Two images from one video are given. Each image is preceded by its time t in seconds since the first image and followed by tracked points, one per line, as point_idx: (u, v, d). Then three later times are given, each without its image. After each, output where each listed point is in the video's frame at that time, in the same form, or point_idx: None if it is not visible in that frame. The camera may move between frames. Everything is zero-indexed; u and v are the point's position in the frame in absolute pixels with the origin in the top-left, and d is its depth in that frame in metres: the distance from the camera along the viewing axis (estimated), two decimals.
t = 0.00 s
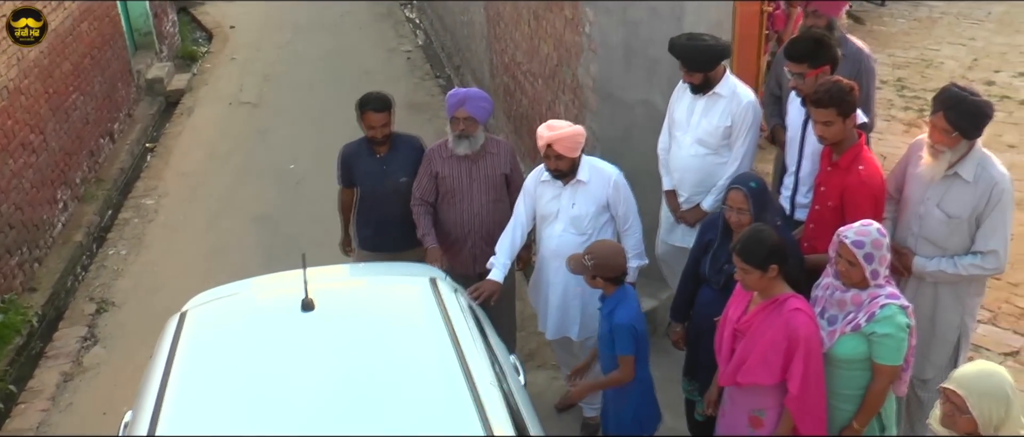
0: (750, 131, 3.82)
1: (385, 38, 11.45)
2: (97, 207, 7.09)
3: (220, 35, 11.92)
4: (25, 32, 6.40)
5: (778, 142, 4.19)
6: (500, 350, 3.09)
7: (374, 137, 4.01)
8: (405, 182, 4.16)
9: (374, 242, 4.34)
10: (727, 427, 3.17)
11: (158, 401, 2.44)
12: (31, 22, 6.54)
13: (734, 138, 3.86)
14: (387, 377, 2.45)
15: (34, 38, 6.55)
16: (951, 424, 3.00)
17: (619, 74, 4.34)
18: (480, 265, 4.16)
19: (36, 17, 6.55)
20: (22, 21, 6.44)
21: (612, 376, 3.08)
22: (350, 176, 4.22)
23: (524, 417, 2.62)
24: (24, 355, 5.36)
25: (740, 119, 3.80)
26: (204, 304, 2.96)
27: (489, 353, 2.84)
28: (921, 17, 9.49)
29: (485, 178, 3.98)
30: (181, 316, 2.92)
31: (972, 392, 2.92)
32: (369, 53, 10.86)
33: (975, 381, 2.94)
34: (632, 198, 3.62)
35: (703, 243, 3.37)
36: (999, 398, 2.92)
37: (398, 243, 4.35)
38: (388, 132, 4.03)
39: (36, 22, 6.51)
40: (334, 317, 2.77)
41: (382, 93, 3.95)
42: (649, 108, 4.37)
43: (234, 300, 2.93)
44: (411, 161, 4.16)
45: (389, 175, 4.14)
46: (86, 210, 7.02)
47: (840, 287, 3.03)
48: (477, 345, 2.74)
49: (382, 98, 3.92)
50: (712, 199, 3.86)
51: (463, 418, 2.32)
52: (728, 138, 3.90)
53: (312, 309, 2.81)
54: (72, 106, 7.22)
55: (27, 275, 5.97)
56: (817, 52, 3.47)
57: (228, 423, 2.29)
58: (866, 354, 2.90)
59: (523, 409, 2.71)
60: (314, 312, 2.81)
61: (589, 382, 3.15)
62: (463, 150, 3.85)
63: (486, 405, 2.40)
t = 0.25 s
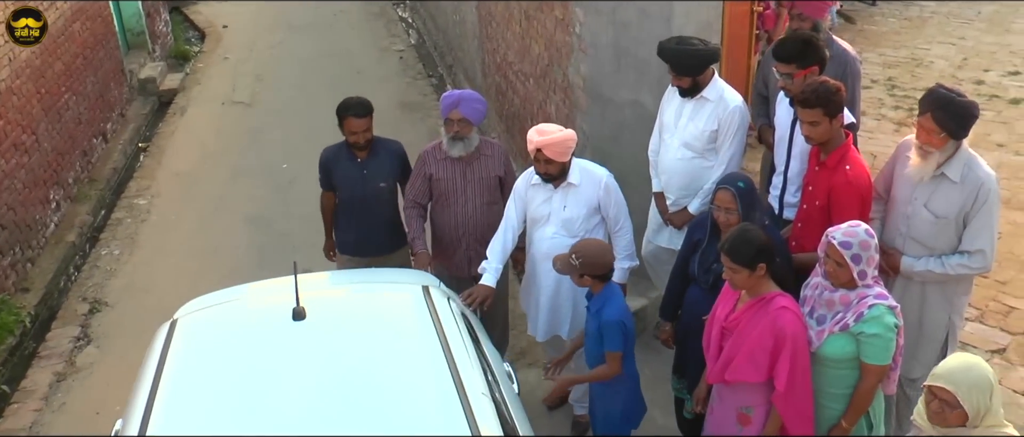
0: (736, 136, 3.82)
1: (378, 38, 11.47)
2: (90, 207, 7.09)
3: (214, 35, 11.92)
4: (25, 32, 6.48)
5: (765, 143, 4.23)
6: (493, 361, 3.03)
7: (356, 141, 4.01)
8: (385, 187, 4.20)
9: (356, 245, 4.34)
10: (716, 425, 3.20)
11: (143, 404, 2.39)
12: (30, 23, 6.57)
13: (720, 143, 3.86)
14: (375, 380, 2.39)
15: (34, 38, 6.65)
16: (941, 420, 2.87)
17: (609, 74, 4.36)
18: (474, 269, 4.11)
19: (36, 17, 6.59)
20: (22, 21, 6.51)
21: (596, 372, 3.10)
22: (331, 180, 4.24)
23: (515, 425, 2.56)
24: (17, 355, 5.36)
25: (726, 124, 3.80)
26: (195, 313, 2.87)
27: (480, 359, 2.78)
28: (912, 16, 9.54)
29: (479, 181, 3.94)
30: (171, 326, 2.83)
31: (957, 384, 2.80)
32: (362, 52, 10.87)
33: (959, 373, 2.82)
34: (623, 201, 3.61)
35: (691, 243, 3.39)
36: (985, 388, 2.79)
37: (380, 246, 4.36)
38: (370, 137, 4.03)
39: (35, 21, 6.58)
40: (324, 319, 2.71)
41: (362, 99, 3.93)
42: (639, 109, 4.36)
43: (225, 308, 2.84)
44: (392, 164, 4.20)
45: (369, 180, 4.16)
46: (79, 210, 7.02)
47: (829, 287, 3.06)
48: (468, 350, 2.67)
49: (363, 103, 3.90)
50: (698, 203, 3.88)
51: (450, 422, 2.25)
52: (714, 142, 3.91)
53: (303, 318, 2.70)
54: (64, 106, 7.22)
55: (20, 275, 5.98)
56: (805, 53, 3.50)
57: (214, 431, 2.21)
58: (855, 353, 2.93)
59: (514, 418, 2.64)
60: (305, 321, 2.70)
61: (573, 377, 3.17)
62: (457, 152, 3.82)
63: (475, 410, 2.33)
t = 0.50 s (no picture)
0: (723, 134, 3.83)
1: (372, 34, 11.48)
2: (84, 204, 7.09)
3: (207, 31, 11.91)
4: (26, 33, 6.65)
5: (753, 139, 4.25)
6: (488, 365, 2.98)
7: (339, 141, 3.99)
8: (368, 186, 4.19)
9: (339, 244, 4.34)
10: (707, 419, 3.23)
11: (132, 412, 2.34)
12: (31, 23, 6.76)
13: (708, 141, 3.87)
14: (366, 386, 2.34)
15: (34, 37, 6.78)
16: (932, 412, 2.87)
17: (600, 71, 4.38)
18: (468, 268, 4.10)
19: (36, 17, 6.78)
20: (23, 22, 6.69)
21: (583, 364, 3.13)
22: (313, 180, 4.21)
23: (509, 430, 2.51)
24: (11, 352, 5.37)
25: (713, 122, 3.81)
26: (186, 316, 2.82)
27: (474, 361, 2.72)
28: (904, 12, 9.58)
29: (474, 179, 3.94)
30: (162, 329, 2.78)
31: (949, 377, 2.79)
32: (356, 48, 10.88)
33: (948, 366, 2.81)
34: (615, 199, 3.64)
35: (681, 238, 3.42)
36: (972, 376, 2.81)
37: (361, 247, 4.36)
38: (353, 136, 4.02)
39: (36, 22, 6.76)
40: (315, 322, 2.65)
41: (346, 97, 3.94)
42: (630, 105, 4.41)
43: (217, 312, 2.78)
44: (376, 163, 4.19)
45: (351, 179, 4.15)
46: (73, 207, 7.02)
47: (819, 283, 3.07)
48: (461, 352, 2.62)
49: (347, 101, 3.92)
50: (686, 201, 3.89)
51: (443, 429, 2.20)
52: (702, 141, 3.92)
53: (294, 321, 2.64)
54: (58, 103, 7.21)
55: (14, 272, 5.98)
56: (794, 50, 3.52)
57: None
58: (844, 348, 2.97)
59: (508, 422, 2.59)
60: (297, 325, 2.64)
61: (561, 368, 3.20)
62: (451, 150, 3.82)
63: (468, 416, 2.28)
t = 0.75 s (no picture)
0: (707, 130, 3.83)
1: (364, 26, 11.48)
2: (76, 197, 7.09)
3: (200, 24, 11.90)
4: (25, 32, 6.77)
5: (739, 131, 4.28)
6: (481, 368, 2.97)
7: (321, 138, 3.97)
8: (352, 182, 4.16)
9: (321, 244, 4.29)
10: (697, 409, 3.27)
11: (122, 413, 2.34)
12: (31, 23, 6.89)
13: (692, 137, 3.88)
14: (356, 389, 2.34)
15: (33, 37, 6.93)
16: (918, 401, 2.83)
17: (590, 65, 4.40)
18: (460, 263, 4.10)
19: (36, 17, 6.90)
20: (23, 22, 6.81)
21: (568, 353, 3.15)
22: (297, 179, 4.17)
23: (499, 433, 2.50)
24: (4, 345, 5.38)
25: (697, 118, 3.82)
26: (177, 318, 2.81)
27: (466, 363, 2.71)
28: (895, 4, 9.63)
29: (465, 175, 3.94)
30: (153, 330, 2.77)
31: (936, 366, 2.74)
32: (348, 41, 10.88)
33: (934, 355, 2.76)
34: (606, 194, 3.63)
35: (669, 231, 3.44)
36: (955, 363, 2.77)
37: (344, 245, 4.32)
38: (335, 133, 4.00)
39: (36, 22, 6.89)
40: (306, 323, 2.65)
41: (327, 94, 3.94)
42: (619, 98, 4.43)
43: (208, 314, 2.78)
44: (359, 160, 4.16)
45: (335, 176, 4.12)
46: (65, 200, 7.02)
47: (806, 275, 3.10)
48: (452, 353, 2.61)
49: (328, 98, 3.91)
50: (672, 196, 3.90)
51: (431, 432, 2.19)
52: (686, 137, 3.93)
53: (286, 325, 2.63)
54: (49, 97, 7.20)
55: (6, 266, 5.98)
56: (782, 44, 3.55)
57: None
58: (832, 341, 2.99)
59: (499, 425, 2.58)
60: (288, 328, 2.63)
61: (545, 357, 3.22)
62: (442, 146, 3.82)
63: (457, 419, 2.27)
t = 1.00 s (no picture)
0: (693, 124, 3.86)
1: (358, 18, 11.48)
2: (70, 190, 7.08)
3: (193, 16, 11.87)
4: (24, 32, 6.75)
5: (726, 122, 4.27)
6: (475, 367, 2.96)
7: (309, 134, 3.85)
8: (340, 178, 4.06)
9: (309, 240, 4.21)
10: (687, 399, 3.30)
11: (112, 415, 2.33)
12: (30, 23, 6.93)
13: (677, 132, 3.90)
14: (346, 389, 2.33)
15: (33, 38, 7.00)
16: (905, 389, 2.79)
17: (581, 56, 4.43)
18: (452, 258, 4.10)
19: (35, 17, 6.94)
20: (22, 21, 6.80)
21: (556, 342, 3.19)
22: (282, 177, 4.05)
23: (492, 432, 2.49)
24: None
25: (682, 113, 3.84)
26: (167, 318, 2.79)
27: (459, 362, 2.70)
28: None
29: (456, 170, 3.90)
30: (143, 330, 2.75)
31: (924, 355, 2.70)
32: (342, 33, 10.89)
33: (921, 343, 2.72)
34: (598, 188, 3.61)
35: (659, 223, 3.46)
36: (943, 351, 2.73)
37: (331, 242, 4.21)
38: (322, 129, 3.88)
39: (35, 22, 6.94)
40: (297, 323, 2.64)
41: (314, 90, 3.81)
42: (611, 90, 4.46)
43: (199, 313, 2.76)
44: (346, 155, 4.05)
45: (322, 172, 4.01)
46: (59, 193, 7.01)
47: (795, 267, 3.11)
48: (445, 352, 2.60)
49: (315, 93, 3.79)
50: (658, 192, 3.94)
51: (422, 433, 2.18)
52: (672, 131, 3.95)
53: (278, 325, 2.62)
54: (42, 90, 7.18)
55: None
56: (773, 37, 3.57)
57: None
58: (820, 331, 3.02)
59: (492, 425, 2.57)
60: (280, 329, 2.62)
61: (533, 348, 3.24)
62: (434, 142, 3.76)
63: (447, 418, 2.26)
